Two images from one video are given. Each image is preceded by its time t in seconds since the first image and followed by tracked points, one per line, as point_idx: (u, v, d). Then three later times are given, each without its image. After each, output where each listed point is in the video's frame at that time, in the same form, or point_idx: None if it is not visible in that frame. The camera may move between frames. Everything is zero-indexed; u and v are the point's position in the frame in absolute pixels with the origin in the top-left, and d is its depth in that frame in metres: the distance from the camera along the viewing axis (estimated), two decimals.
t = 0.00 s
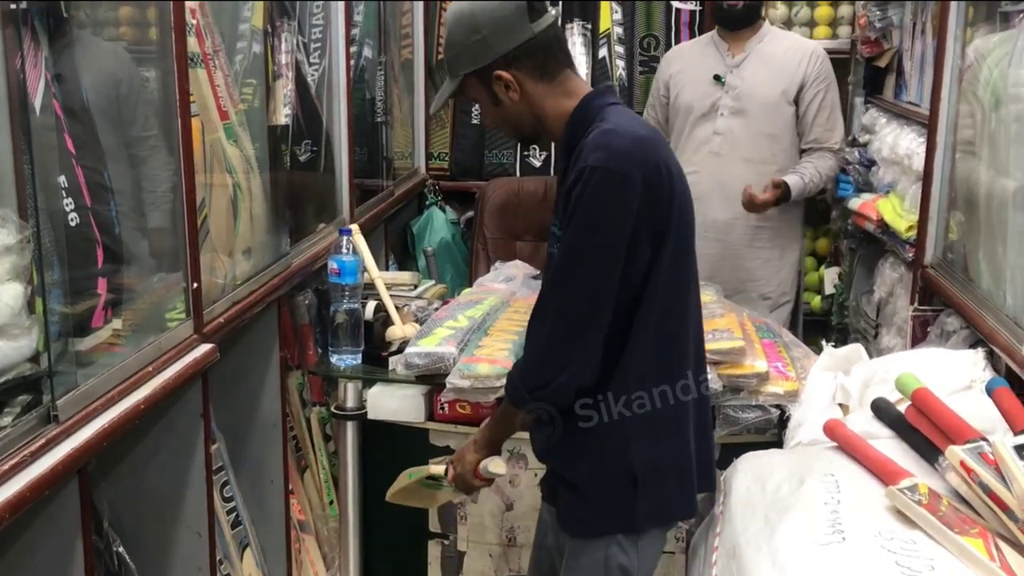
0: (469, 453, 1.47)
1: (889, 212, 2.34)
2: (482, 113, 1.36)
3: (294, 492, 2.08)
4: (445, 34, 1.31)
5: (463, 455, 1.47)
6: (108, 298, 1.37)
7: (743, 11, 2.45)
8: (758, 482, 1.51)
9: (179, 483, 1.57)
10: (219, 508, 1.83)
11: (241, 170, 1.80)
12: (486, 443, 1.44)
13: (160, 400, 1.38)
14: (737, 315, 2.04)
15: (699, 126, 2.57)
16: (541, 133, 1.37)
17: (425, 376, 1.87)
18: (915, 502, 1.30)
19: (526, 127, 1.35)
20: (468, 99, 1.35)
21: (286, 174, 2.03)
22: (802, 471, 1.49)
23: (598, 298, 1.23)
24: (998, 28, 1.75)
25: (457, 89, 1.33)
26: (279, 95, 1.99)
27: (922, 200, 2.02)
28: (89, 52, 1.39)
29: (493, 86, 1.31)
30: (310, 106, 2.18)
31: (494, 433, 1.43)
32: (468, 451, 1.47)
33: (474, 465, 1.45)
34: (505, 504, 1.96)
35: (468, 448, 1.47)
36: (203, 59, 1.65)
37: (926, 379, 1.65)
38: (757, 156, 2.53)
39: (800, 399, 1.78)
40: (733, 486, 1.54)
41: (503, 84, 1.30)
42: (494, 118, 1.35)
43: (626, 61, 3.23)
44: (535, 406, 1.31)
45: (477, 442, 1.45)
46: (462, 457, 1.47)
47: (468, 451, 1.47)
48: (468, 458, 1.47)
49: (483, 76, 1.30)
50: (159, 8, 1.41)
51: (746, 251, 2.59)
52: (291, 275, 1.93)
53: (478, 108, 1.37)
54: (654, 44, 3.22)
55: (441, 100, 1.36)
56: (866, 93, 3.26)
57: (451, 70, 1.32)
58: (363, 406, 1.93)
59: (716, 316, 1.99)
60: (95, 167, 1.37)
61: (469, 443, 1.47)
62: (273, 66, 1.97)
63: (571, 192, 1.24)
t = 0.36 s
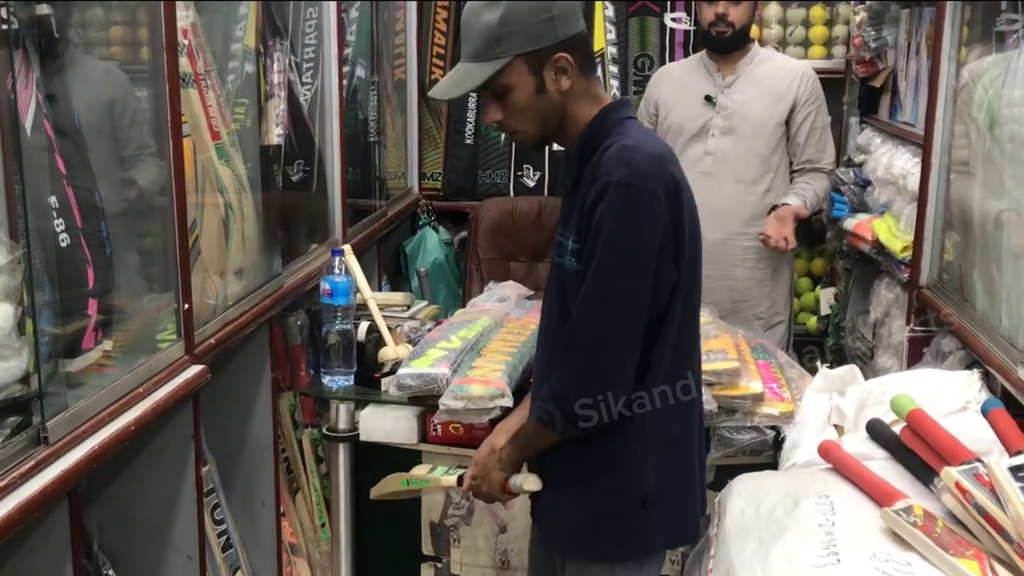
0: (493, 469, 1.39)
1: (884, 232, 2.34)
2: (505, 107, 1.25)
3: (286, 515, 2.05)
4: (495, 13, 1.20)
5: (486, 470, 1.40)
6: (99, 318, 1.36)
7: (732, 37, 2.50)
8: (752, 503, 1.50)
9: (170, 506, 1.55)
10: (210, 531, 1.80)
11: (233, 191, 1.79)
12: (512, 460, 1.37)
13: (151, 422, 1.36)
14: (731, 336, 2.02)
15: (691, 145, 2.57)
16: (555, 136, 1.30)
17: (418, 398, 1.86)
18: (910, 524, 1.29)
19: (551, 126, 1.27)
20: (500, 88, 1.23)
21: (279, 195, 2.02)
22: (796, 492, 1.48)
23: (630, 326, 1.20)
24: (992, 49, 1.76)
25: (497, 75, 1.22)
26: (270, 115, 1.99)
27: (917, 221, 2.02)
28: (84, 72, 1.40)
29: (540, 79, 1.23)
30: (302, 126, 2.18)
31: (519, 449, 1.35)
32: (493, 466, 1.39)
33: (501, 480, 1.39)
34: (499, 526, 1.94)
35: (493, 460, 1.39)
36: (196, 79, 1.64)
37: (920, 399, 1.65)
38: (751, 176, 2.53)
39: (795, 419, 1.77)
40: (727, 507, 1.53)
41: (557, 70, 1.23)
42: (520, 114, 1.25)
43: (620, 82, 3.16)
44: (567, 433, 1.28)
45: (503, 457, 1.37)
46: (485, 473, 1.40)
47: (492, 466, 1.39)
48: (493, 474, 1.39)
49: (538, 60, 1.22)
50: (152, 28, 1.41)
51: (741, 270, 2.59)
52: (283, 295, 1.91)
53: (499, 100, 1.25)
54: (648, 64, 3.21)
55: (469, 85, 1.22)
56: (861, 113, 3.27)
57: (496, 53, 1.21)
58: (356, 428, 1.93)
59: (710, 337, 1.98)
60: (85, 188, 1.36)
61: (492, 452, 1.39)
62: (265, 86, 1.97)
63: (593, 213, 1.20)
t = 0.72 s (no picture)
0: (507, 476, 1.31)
1: (879, 249, 2.34)
2: (504, 131, 1.14)
3: (276, 535, 2.03)
4: (515, 30, 1.14)
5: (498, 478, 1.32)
6: (89, 336, 1.34)
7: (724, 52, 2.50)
8: (747, 521, 1.48)
9: (159, 527, 1.53)
10: (199, 551, 1.78)
11: (225, 208, 1.78)
12: (528, 468, 1.29)
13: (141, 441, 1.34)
14: (726, 354, 2.01)
15: (684, 163, 2.56)
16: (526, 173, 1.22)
17: (411, 416, 1.84)
18: (906, 543, 1.28)
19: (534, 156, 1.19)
20: (510, 109, 1.13)
21: (270, 212, 2.01)
22: (791, 511, 1.47)
23: (648, 323, 1.12)
24: (987, 66, 1.76)
25: (517, 95, 1.13)
26: (262, 131, 1.98)
27: (913, 238, 2.02)
28: (75, 89, 1.39)
29: (544, 107, 1.17)
30: (294, 143, 2.17)
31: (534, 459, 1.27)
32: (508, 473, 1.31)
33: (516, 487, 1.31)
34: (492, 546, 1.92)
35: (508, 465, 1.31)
36: (187, 96, 1.64)
37: (916, 417, 1.63)
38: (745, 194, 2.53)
39: (790, 438, 1.75)
40: (720, 525, 1.51)
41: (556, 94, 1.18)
42: (517, 140, 1.15)
43: (614, 97, 3.17)
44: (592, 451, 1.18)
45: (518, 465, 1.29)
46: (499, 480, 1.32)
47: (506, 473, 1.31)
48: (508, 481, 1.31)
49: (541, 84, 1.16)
50: (143, 45, 1.40)
51: (736, 287, 2.58)
52: (274, 313, 1.90)
53: (494, 123, 1.14)
54: (642, 80, 3.17)
55: (492, 102, 1.12)
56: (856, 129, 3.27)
57: (517, 71, 1.14)
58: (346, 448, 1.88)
59: (705, 355, 1.97)
60: (76, 205, 1.34)
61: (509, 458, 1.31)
62: (256, 102, 1.96)
63: (598, 240, 1.13)
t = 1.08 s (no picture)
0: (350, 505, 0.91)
1: (875, 263, 2.33)
2: (468, 178, 1.01)
3: (268, 552, 2.01)
4: (476, 71, 1.00)
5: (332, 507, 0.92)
6: (79, 352, 1.33)
7: (716, 60, 2.50)
8: (741, 538, 1.47)
9: (149, 545, 1.51)
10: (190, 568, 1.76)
11: (216, 223, 1.76)
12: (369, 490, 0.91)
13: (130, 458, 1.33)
14: (721, 369, 2.00)
15: (677, 176, 2.56)
16: (493, 218, 1.08)
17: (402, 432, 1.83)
18: (902, 559, 1.26)
19: (502, 204, 1.06)
20: (474, 157, 0.99)
21: (261, 226, 2.00)
22: (787, 528, 1.46)
23: (616, 311, 0.98)
24: (983, 79, 1.76)
25: (482, 141, 0.99)
26: (253, 145, 1.97)
27: (909, 252, 2.01)
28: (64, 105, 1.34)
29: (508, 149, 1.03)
30: (285, 157, 2.16)
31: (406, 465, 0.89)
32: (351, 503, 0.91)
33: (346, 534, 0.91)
34: (486, 563, 1.91)
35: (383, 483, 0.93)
36: (178, 109, 1.62)
37: (912, 433, 1.62)
38: (740, 207, 2.52)
39: (786, 454, 1.74)
40: (715, 543, 1.50)
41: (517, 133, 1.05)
42: (484, 187, 1.02)
43: (608, 110, 3.19)
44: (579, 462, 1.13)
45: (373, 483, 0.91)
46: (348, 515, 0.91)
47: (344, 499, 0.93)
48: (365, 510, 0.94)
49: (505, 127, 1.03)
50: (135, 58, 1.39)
51: (732, 302, 2.57)
52: (265, 328, 1.89)
53: (458, 170, 1.00)
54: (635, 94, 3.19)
55: (455, 154, 0.98)
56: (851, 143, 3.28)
57: (482, 115, 1.00)
58: (339, 463, 1.89)
59: (700, 370, 1.95)
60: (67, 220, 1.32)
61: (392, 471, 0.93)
62: (247, 117, 1.95)
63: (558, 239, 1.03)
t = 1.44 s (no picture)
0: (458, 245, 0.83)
1: (870, 272, 2.33)
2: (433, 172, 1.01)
3: (258, 564, 1.99)
4: (447, 59, 1.01)
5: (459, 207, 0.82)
6: (66, 361, 1.31)
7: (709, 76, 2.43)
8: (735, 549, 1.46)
9: (137, 557, 1.49)
10: None
11: (206, 231, 1.75)
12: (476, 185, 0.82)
13: (119, 469, 1.31)
14: (715, 378, 1.99)
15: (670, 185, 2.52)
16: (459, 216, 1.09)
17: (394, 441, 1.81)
18: (897, 570, 1.25)
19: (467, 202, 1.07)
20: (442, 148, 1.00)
21: (251, 234, 1.98)
22: (781, 538, 1.45)
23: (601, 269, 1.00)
24: (979, 88, 1.76)
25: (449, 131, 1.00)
26: (244, 153, 1.96)
27: (905, 261, 2.01)
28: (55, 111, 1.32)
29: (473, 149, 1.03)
30: (276, 164, 2.14)
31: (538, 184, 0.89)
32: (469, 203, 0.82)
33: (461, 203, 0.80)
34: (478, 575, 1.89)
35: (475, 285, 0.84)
36: (167, 117, 1.61)
37: (906, 442, 1.62)
38: (733, 216, 2.52)
39: (780, 464, 1.74)
40: (707, 554, 1.49)
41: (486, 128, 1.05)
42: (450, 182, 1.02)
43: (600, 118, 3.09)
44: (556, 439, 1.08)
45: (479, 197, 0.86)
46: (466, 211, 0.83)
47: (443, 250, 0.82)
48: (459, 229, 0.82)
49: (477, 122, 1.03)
50: (124, 65, 1.37)
51: (725, 311, 2.56)
52: (255, 337, 1.87)
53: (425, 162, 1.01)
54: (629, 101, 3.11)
55: (422, 138, 0.98)
56: (846, 151, 3.28)
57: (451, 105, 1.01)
58: (330, 473, 1.87)
59: (693, 380, 1.94)
60: (55, 228, 1.31)
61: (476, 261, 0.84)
62: (238, 124, 1.93)
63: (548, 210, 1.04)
